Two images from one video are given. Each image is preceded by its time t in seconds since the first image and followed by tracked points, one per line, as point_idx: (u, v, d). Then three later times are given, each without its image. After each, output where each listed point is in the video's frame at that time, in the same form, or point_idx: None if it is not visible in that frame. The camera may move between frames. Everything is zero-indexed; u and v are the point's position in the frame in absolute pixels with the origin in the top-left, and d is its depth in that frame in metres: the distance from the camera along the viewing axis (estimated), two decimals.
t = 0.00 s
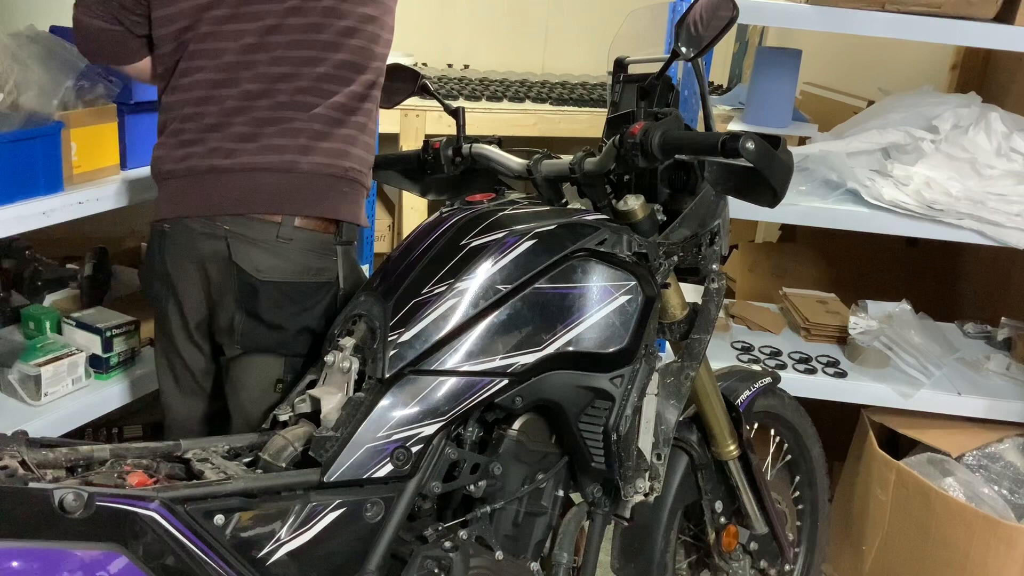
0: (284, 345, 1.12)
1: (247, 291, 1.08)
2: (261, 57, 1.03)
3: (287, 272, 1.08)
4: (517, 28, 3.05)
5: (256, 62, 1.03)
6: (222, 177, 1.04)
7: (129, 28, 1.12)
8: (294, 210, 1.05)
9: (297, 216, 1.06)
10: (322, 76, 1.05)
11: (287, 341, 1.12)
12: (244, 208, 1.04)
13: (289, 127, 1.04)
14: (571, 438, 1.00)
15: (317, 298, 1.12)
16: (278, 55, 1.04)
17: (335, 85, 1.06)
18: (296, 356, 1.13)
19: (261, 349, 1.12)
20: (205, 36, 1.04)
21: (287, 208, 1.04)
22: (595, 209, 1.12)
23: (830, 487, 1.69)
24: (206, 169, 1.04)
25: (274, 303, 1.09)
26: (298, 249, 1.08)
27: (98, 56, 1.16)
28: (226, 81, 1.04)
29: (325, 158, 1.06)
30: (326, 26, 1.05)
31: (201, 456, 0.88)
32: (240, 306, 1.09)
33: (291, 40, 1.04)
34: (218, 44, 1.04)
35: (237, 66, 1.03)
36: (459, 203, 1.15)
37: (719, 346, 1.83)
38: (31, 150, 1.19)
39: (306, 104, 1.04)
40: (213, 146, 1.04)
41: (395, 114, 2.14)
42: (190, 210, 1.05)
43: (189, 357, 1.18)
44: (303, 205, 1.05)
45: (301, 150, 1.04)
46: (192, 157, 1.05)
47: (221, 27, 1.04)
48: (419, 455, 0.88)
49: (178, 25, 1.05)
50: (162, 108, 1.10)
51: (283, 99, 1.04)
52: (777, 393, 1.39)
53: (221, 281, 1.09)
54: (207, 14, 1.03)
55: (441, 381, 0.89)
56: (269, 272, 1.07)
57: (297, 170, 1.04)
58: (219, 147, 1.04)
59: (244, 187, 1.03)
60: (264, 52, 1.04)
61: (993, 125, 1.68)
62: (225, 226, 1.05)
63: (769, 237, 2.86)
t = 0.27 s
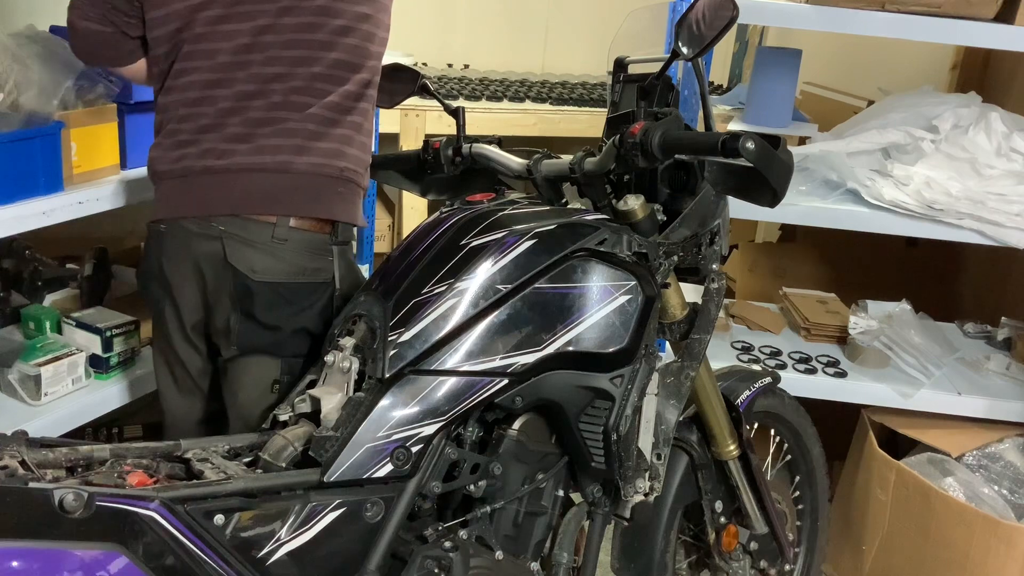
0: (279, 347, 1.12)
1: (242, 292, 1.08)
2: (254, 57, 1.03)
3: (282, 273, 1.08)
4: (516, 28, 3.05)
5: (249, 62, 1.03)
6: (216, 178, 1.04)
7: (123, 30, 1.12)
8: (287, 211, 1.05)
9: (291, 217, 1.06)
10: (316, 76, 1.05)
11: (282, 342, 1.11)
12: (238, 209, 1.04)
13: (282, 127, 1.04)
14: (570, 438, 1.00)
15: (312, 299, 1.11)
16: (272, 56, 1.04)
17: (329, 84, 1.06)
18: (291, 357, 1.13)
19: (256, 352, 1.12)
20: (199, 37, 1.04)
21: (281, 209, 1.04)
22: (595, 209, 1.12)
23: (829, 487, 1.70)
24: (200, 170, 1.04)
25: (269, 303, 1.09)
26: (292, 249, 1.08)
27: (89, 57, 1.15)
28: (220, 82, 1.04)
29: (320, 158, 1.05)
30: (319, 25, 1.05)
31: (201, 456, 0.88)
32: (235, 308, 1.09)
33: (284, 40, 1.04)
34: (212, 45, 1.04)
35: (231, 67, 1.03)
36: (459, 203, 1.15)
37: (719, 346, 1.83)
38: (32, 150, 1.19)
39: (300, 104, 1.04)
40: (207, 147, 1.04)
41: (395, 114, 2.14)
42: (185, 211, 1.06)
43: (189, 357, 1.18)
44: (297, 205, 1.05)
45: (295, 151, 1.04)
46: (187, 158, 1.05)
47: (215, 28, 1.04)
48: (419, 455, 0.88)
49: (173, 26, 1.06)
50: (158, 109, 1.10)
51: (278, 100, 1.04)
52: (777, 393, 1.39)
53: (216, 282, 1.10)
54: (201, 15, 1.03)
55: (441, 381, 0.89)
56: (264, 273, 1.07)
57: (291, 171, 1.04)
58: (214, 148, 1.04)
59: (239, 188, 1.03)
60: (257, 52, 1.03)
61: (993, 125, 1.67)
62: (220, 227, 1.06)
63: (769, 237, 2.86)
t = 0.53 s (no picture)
0: (276, 349, 1.12)
1: (237, 294, 1.08)
2: (248, 58, 1.03)
3: (278, 274, 1.08)
4: (516, 28, 3.05)
5: (243, 63, 1.03)
6: (211, 179, 1.04)
7: (117, 34, 1.12)
8: (282, 212, 1.04)
9: (287, 218, 1.06)
10: (310, 76, 1.05)
11: (277, 344, 1.12)
12: (233, 211, 1.04)
13: (275, 128, 1.04)
14: (571, 438, 1.00)
15: (308, 300, 1.11)
16: (266, 56, 1.03)
17: (323, 84, 1.05)
18: (288, 359, 1.14)
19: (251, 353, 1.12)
20: (193, 39, 1.04)
21: (276, 211, 1.04)
22: (595, 209, 1.12)
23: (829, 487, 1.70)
24: (194, 171, 1.04)
25: (264, 304, 1.09)
26: (288, 250, 1.08)
27: (87, 63, 1.15)
28: (214, 83, 1.04)
29: (315, 158, 1.05)
30: (312, 25, 1.05)
31: (201, 456, 0.88)
32: (230, 310, 1.10)
33: (277, 40, 1.04)
34: (206, 46, 1.03)
35: (225, 67, 1.03)
36: (459, 203, 1.16)
37: (719, 346, 1.83)
38: (32, 150, 1.19)
39: (294, 105, 1.04)
40: (201, 148, 1.04)
41: (395, 114, 2.14)
42: (181, 212, 1.05)
43: (189, 357, 1.18)
44: (292, 207, 1.05)
45: (289, 152, 1.04)
46: (181, 159, 1.06)
47: (208, 29, 1.03)
48: (419, 455, 0.88)
49: (166, 27, 1.05)
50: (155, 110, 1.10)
51: (272, 100, 1.04)
52: (777, 393, 1.39)
53: (212, 286, 1.10)
54: (194, 16, 1.03)
55: (441, 381, 0.89)
56: (259, 274, 1.07)
57: (286, 172, 1.04)
58: (209, 149, 1.04)
59: (233, 189, 1.03)
60: (249, 53, 1.03)
61: (993, 125, 1.67)
62: (215, 228, 1.06)
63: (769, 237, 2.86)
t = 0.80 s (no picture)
0: (274, 349, 1.12)
1: (233, 295, 1.08)
2: (242, 59, 1.03)
3: (274, 275, 1.08)
4: (516, 29, 3.05)
5: (236, 64, 1.03)
6: (207, 180, 1.04)
7: (111, 38, 1.12)
8: (276, 212, 1.04)
9: (281, 218, 1.06)
10: (304, 76, 1.05)
11: (272, 345, 1.11)
12: (227, 213, 1.04)
13: (269, 128, 1.04)
14: (571, 438, 1.00)
15: (304, 300, 1.11)
16: (260, 55, 1.03)
17: (317, 83, 1.05)
18: (284, 360, 1.13)
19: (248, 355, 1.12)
20: (187, 40, 1.04)
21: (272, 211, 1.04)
22: (595, 209, 1.12)
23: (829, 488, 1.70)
24: (190, 172, 1.04)
25: (259, 305, 1.08)
26: (282, 252, 1.08)
27: (83, 67, 1.16)
28: (208, 85, 1.04)
29: (310, 158, 1.05)
30: (306, 25, 1.04)
31: (201, 456, 0.88)
32: (226, 311, 1.10)
33: (271, 41, 1.03)
34: (199, 47, 1.03)
35: (218, 69, 1.03)
36: (460, 203, 1.16)
37: (719, 347, 1.83)
38: (32, 150, 1.20)
39: (289, 105, 1.04)
40: (196, 150, 1.05)
41: (395, 114, 2.15)
42: (174, 215, 1.06)
43: (188, 357, 1.18)
44: (288, 207, 1.04)
45: (283, 153, 1.04)
46: (176, 160, 1.06)
47: (201, 31, 1.03)
48: (419, 455, 0.88)
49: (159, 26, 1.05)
50: (151, 111, 1.10)
51: (267, 100, 1.03)
52: (777, 393, 1.39)
53: (207, 288, 1.10)
54: (187, 18, 1.03)
55: (441, 381, 0.89)
56: (254, 276, 1.07)
57: (281, 173, 1.04)
58: (204, 151, 1.04)
59: (229, 190, 1.03)
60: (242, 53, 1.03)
61: (993, 125, 1.68)
62: (210, 230, 1.06)
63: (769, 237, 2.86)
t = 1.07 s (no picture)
0: (274, 349, 1.12)
1: (227, 297, 1.08)
2: (236, 60, 1.02)
3: (270, 278, 1.09)
4: (516, 29, 3.05)
5: (231, 64, 1.02)
6: (204, 181, 1.04)
7: (105, 42, 1.12)
8: (271, 214, 1.05)
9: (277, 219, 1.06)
10: (299, 75, 1.04)
11: (269, 347, 1.12)
12: (222, 214, 1.04)
13: (264, 129, 1.03)
14: (571, 438, 1.00)
15: (300, 303, 1.11)
16: (255, 55, 1.03)
17: (313, 83, 1.04)
18: (281, 363, 1.13)
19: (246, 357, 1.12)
20: (182, 42, 1.03)
21: (266, 212, 1.04)
22: (595, 209, 1.12)
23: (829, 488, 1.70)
24: (186, 174, 1.04)
25: (254, 308, 1.09)
26: (277, 253, 1.08)
27: (81, 73, 1.16)
28: (203, 86, 1.03)
29: (305, 158, 1.04)
30: (300, 24, 1.03)
31: (201, 457, 0.88)
32: (222, 313, 1.10)
33: (265, 41, 1.03)
34: (193, 48, 1.03)
35: (213, 70, 1.03)
36: (460, 203, 1.16)
37: (719, 347, 1.83)
38: (32, 151, 1.19)
39: (284, 104, 1.03)
40: (191, 151, 1.05)
41: (395, 114, 2.15)
42: (170, 216, 1.06)
43: (188, 358, 1.18)
44: (282, 208, 1.04)
45: (278, 153, 1.03)
46: (172, 162, 1.05)
47: (195, 32, 1.02)
48: (419, 456, 0.88)
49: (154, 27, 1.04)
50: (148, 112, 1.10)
51: (261, 101, 1.03)
52: (777, 393, 1.39)
53: (202, 289, 1.10)
54: (182, 20, 1.02)
55: (441, 382, 0.90)
56: (248, 278, 1.08)
57: (276, 173, 1.03)
58: (200, 152, 1.04)
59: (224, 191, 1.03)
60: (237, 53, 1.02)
61: (993, 125, 1.68)
62: (206, 232, 1.07)
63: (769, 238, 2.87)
